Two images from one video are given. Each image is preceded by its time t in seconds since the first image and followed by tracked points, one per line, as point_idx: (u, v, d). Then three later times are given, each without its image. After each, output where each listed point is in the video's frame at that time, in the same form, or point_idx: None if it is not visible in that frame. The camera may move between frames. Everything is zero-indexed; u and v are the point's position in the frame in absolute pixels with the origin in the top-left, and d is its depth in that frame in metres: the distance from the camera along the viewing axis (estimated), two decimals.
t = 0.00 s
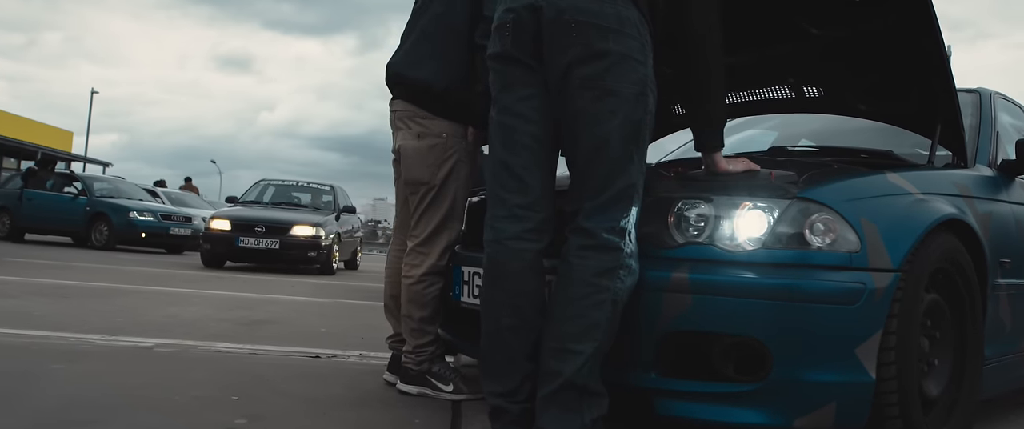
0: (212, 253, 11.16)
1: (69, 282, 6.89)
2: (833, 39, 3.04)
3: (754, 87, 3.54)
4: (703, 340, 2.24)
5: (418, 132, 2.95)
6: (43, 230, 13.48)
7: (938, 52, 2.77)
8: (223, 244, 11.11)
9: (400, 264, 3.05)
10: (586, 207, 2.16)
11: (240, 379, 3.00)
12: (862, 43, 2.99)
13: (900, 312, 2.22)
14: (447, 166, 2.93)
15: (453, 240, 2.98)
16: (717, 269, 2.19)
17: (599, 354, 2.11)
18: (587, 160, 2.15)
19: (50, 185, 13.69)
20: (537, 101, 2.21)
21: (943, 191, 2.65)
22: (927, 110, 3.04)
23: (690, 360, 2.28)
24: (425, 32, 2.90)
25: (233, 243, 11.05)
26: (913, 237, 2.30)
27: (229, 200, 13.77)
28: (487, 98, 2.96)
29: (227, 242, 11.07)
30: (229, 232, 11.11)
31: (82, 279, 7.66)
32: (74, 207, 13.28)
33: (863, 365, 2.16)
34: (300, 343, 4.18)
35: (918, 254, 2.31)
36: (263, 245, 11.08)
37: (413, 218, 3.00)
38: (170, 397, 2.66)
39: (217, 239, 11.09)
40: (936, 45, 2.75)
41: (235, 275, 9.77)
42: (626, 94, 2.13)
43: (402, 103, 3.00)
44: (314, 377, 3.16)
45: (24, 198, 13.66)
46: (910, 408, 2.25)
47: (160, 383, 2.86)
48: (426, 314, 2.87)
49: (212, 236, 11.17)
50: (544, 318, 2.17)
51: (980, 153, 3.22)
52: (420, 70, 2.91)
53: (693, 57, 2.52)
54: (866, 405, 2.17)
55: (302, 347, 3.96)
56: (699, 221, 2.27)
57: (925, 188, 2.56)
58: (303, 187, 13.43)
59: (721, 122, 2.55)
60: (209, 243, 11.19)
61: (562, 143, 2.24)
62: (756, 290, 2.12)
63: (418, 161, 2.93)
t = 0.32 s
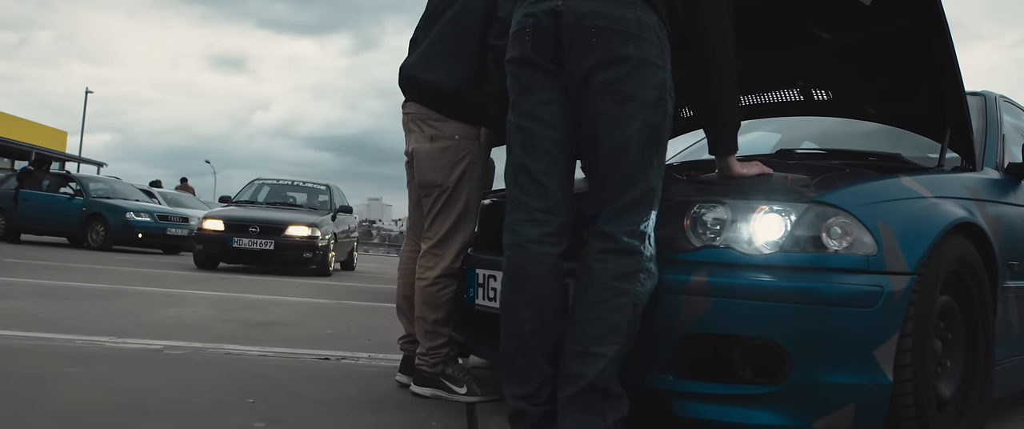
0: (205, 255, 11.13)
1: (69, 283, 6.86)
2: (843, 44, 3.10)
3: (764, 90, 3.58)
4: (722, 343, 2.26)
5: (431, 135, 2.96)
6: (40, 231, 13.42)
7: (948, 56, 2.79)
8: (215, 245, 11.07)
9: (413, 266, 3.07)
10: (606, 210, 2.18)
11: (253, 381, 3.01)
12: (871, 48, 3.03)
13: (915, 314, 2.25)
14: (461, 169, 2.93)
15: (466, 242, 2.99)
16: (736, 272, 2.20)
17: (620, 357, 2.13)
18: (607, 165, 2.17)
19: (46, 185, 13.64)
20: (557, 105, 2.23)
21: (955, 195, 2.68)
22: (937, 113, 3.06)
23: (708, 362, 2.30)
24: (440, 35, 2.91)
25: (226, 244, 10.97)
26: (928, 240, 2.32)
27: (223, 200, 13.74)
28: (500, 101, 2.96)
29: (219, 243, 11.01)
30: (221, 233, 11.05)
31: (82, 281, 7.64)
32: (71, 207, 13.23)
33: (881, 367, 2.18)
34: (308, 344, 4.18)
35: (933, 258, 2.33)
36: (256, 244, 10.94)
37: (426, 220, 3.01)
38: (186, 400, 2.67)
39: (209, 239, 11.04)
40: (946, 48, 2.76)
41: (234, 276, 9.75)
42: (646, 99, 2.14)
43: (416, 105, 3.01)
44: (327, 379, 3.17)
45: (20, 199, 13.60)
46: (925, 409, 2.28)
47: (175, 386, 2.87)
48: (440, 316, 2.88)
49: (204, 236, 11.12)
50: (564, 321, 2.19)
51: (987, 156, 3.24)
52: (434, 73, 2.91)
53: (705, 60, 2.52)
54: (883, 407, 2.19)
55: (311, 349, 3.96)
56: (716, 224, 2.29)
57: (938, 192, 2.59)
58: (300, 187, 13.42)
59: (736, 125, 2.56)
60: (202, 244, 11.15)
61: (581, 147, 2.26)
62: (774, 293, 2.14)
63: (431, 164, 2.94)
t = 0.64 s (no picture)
0: (198, 256, 11.10)
1: (71, 285, 6.85)
2: (854, 47, 3.13)
3: (774, 93, 3.65)
4: (740, 346, 2.28)
5: (445, 139, 2.97)
6: (36, 232, 13.36)
7: (958, 62, 2.81)
8: (208, 245, 11.03)
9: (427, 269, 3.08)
10: (626, 215, 2.19)
11: (268, 384, 3.02)
12: (884, 51, 3.07)
13: (931, 318, 2.28)
14: (475, 172, 2.95)
15: (480, 245, 3.00)
16: (754, 275, 2.22)
17: (641, 360, 2.15)
18: (627, 170, 2.18)
19: (42, 185, 13.58)
20: (577, 110, 2.24)
21: (966, 198, 2.71)
22: (946, 117, 3.08)
23: (726, 365, 2.32)
24: (455, 40, 2.92)
25: (219, 245, 10.94)
26: (942, 245, 2.35)
27: (220, 200, 13.70)
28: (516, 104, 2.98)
29: (212, 244, 10.97)
30: (214, 233, 11.01)
31: (82, 282, 7.62)
32: (67, 208, 13.18)
33: (898, 369, 2.21)
34: (315, 346, 4.19)
35: (947, 263, 2.36)
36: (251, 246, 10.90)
37: (440, 223, 3.02)
38: (203, 403, 2.68)
39: (202, 239, 11.01)
40: (956, 53, 2.78)
41: (233, 277, 9.73)
42: (666, 104, 2.16)
43: (430, 109, 3.02)
44: (341, 382, 3.18)
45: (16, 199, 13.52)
46: (939, 411, 2.31)
47: (191, 389, 2.88)
48: (455, 319, 2.90)
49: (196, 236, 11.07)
50: (584, 324, 2.20)
51: (994, 160, 3.28)
52: (449, 77, 2.92)
53: (723, 66, 2.53)
54: (899, 409, 2.22)
55: (319, 351, 3.97)
56: (733, 228, 2.31)
57: (950, 195, 2.61)
58: (296, 186, 13.42)
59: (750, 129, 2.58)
60: (195, 244, 11.12)
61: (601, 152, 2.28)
62: (792, 297, 2.16)
63: (445, 167, 2.95)
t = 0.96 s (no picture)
0: (190, 257, 11.07)
1: (72, 286, 6.83)
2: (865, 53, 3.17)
3: (784, 97, 3.73)
4: (759, 349, 2.31)
5: (460, 143, 2.99)
6: (34, 233, 13.33)
7: (968, 68, 2.81)
8: (201, 246, 11.02)
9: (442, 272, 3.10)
10: (646, 220, 2.21)
11: (283, 387, 3.03)
12: (894, 56, 3.10)
13: (948, 321, 2.31)
14: (489, 176, 2.96)
15: (495, 248, 3.02)
16: (773, 279, 2.25)
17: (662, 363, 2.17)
18: (647, 175, 2.20)
19: (38, 186, 13.52)
20: (597, 116, 2.26)
21: (977, 202, 2.74)
22: (956, 122, 3.10)
23: (745, 367, 2.35)
24: (471, 45, 2.95)
25: (212, 246, 10.90)
26: (957, 249, 2.38)
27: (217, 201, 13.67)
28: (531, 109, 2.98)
29: (205, 244, 10.96)
30: (209, 233, 11.00)
31: (82, 283, 7.60)
32: (63, 208, 13.13)
33: (915, 372, 2.24)
34: (324, 348, 4.19)
35: (962, 267, 2.40)
36: (246, 247, 10.88)
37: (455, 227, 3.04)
38: (222, 407, 2.69)
39: (194, 239, 10.98)
40: (966, 59, 2.79)
41: (231, 279, 9.72)
42: (686, 110, 2.18)
43: (444, 113, 3.04)
44: (355, 385, 3.19)
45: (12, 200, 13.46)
46: (954, 413, 2.35)
47: (208, 392, 2.89)
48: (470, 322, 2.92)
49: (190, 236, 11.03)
50: (605, 328, 2.23)
51: (1002, 163, 3.31)
52: (464, 81, 2.94)
53: (738, 73, 2.53)
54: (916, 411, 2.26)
55: (329, 353, 3.98)
56: (750, 232, 2.33)
57: (962, 200, 2.65)
58: (292, 186, 13.40)
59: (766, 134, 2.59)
60: (187, 245, 11.10)
61: (620, 158, 2.30)
62: (811, 301, 2.19)
63: (460, 171, 2.97)
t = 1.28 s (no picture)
0: (184, 258, 11.02)
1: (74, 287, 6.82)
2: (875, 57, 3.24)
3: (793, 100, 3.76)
4: (778, 351, 2.33)
5: (475, 147, 3.00)
6: (30, 234, 13.28)
7: (979, 75, 2.81)
8: (195, 247, 10.97)
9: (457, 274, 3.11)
10: (668, 223, 2.23)
11: (299, 389, 3.04)
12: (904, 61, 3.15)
13: (964, 323, 2.34)
14: (504, 179, 2.98)
15: (510, 251, 3.04)
16: (793, 282, 2.27)
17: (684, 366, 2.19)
18: (669, 179, 2.22)
19: (35, 186, 13.47)
20: (619, 121, 2.29)
21: (988, 206, 2.77)
22: (966, 127, 3.12)
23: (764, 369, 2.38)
24: (487, 50, 2.98)
25: (206, 246, 10.85)
26: (972, 253, 2.41)
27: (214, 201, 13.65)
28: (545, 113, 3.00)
29: (199, 245, 10.93)
30: (204, 233, 10.97)
31: (82, 284, 7.58)
32: (60, 209, 13.08)
33: (932, 374, 2.28)
34: (332, 350, 4.20)
35: (977, 270, 2.43)
36: (241, 249, 10.83)
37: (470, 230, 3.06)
38: (241, 409, 2.71)
39: (188, 240, 10.95)
40: (977, 67, 2.79)
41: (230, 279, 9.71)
42: (707, 115, 2.20)
43: (459, 117, 3.05)
44: (370, 387, 3.20)
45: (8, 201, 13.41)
46: (969, 414, 2.39)
47: (225, 395, 2.90)
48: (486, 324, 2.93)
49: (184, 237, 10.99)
50: (627, 330, 2.25)
51: (1009, 166, 3.34)
52: (480, 86, 2.97)
53: (754, 79, 2.56)
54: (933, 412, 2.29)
55: (339, 355, 3.99)
56: (769, 236, 2.35)
57: (974, 203, 2.68)
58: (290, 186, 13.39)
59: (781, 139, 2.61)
60: (181, 247, 11.06)
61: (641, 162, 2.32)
62: (831, 304, 2.21)
63: (476, 174, 2.98)
